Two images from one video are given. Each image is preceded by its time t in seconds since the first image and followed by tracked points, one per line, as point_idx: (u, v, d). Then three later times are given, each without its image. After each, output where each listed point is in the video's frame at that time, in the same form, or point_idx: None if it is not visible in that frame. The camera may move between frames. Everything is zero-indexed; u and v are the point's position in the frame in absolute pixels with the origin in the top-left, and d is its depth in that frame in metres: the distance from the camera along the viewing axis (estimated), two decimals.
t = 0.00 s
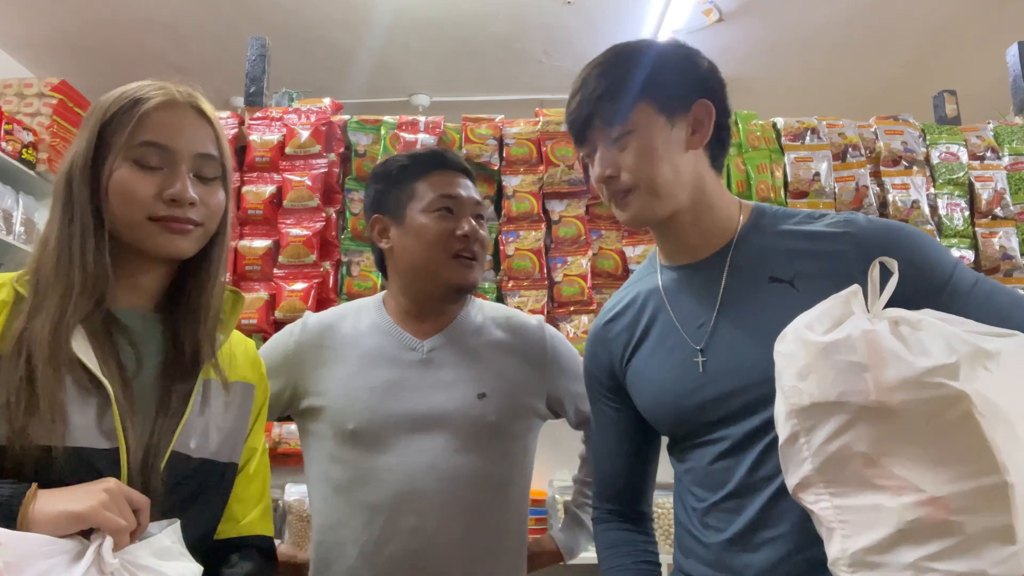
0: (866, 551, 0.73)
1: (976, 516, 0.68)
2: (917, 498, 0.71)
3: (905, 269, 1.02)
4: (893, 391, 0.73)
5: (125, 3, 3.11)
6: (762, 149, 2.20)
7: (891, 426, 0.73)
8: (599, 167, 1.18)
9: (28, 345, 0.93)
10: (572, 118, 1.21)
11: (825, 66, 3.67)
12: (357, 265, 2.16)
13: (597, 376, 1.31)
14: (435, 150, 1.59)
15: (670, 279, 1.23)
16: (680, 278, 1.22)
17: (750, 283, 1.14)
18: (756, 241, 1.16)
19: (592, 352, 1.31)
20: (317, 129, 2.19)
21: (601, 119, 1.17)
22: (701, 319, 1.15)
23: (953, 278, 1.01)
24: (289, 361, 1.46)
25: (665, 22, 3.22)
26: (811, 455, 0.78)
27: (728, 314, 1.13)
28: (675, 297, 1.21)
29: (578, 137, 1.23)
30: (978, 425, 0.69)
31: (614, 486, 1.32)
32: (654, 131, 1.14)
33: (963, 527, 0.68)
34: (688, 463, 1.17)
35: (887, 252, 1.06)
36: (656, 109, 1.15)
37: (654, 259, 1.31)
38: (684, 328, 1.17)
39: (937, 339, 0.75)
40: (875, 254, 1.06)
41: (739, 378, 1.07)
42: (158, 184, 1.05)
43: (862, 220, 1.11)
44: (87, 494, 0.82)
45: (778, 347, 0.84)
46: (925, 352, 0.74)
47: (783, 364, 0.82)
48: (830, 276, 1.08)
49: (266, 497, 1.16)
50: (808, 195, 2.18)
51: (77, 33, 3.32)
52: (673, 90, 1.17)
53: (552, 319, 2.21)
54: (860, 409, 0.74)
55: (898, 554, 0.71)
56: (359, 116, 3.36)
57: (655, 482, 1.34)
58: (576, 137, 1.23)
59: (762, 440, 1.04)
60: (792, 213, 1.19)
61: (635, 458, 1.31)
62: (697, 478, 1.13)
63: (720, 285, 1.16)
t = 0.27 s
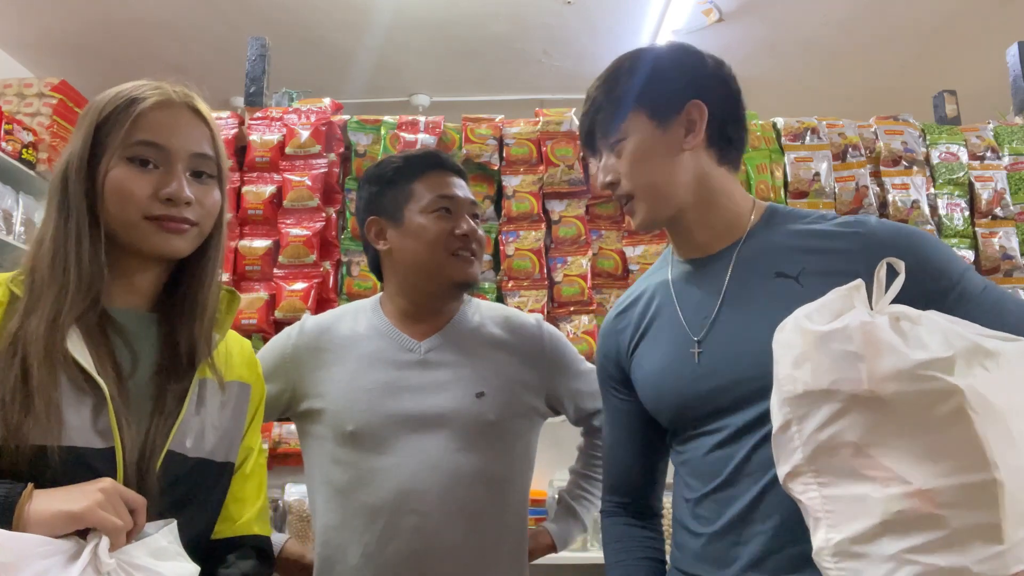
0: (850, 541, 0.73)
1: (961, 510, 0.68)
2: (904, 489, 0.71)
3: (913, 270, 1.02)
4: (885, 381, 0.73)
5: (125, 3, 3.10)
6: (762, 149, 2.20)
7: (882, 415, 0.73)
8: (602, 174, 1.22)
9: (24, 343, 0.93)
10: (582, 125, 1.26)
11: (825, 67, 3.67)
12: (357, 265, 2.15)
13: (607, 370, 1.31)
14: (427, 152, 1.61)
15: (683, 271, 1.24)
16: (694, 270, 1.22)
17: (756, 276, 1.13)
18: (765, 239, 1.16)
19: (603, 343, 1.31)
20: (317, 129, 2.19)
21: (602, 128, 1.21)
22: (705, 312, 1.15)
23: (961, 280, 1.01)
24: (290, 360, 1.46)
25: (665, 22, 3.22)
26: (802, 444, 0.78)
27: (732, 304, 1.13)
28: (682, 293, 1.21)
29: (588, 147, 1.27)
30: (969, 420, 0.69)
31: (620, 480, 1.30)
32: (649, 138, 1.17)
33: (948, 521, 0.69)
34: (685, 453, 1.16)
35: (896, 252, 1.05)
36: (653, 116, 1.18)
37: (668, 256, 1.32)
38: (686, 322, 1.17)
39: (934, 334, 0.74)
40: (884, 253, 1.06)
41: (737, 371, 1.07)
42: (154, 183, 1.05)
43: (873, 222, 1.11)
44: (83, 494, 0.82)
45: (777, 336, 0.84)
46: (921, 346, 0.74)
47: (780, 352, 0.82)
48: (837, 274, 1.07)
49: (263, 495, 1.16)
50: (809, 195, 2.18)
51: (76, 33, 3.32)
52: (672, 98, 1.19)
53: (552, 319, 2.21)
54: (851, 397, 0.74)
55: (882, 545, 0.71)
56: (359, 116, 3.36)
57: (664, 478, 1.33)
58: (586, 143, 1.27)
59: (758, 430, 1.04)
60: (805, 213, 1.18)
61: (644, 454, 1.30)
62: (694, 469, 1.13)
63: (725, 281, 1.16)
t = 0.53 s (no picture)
0: (835, 533, 0.73)
1: (945, 506, 0.68)
2: (888, 483, 0.70)
3: (914, 269, 1.02)
4: (871, 375, 0.73)
5: (125, 3, 3.10)
6: (763, 149, 2.20)
7: (870, 408, 0.73)
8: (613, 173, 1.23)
9: (25, 343, 0.93)
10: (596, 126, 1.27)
11: (826, 67, 3.67)
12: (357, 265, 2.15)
13: (613, 366, 1.32)
14: (415, 153, 1.57)
15: (687, 268, 1.24)
16: (698, 267, 1.22)
17: (758, 274, 1.13)
18: (769, 237, 1.16)
19: (610, 337, 1.32)
20: (317, 129, 2.19)
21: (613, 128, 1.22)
22: (705, 308, 1.15)
23: (963, 280, 1.01)
24: (291, 358, 1.46)
25: (666, 22, 3.22)
26: (791, 437, 0.78)
27: (734, 300, 1.13)
28: (684, 290, 1.21)
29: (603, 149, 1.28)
30: (954, 415, 0.70)
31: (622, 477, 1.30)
32: (659, 137, 1.17)
33: (930, 516, 0.68)
34: (682, 450, 1.16)
35: (899, 251, 1.05)
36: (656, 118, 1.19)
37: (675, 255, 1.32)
38: (688, 317, 1.17)
39: (926, 331, 0.74)
40: (888, 252, 1.06)
41: (736, 367, 1.07)
42: (156, 181, 1.05)
43: (877, 223, 1.11)
44: (86, 493, 0.82)
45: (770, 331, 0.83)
46: (911, 342, 0.74)
47: (772, 345, 0.82)
48: (840, 274, 1.07)
49: (267, 494, 1.16)
50: (809, 195, 2.17)
51: (76, 33, 3.32)
52: (682, 100, 1.19)
53: (552, 319, 2.20)
54: (839, 390, 0.75)
55: (865, 538, 0.71)
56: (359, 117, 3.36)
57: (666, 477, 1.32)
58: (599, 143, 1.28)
59: (755, 425, 1.04)
60: (810, 214, 1.18)
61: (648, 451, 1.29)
62: (689, 464, 1.13)
63: (726, 277, 1.16)
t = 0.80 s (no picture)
0: (834, 532, 0.73)
1: (943, 505, 0.68)
2: (886, 482, 0.70)
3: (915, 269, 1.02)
4: (869, 374, 0.73)
5: (125, 3, 3.10)
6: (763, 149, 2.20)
7: (869, 407, 0.73)
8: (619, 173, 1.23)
9: (29, 344, 0.93)
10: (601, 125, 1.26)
11: (826, 67, 3.67)
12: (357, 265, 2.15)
13: (616, 364, 1.32)
14: (428, 157, 1.55)
15: (689, 267, 1.25)
16: (698, 266, 1.22)
17: (760, 273, 1.13)
18: (770, 237, 1.16)
19: (612, 336, 1.32)
20: (317, 129, 2.19)
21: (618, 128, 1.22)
22: (707, 306, 1.15)
23: (964, 280, 1.00)
24: (291, 357, 1.46)
25: (666, 22, 3.22)
26: (791, 436, 0.78)
27: (734, 299, 1.13)
28: (685, 288, 1.21)
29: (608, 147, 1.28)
30: (952, 414, 0.69)
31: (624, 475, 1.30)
32: (666, 139, 1.17)
33: (927, 515, 0.68)
34: (683, 447, 1.16)
35: (901, 252, 1.05)
36: (660, 118, 1.19)
37: (676, 256, 1.32)
38: (689, 315, 1.17)
39: (925, 331, 0.74)
40: (889, 252, 1.06)
41: (737, 364, 1.07)
42: (163, 179, 1.05)
43: (879, 223, 1.11)
44: (91, 493, 0.82)
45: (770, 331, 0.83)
46: (910, 341, 0.74)
47: (771, 345, 0.82)
48: (840, 273, 1.07)
49: (271, 495, 1.16)
50: (809, 195, 2.17)
51: (76, 33, 3.32)
52: (690, 102, 1.19)
53: (552, 319, 2.20)
54: (837, 389, 0.75)
55: (863, 537, 0.71)
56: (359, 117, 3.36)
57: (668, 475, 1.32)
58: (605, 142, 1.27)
59: (756, 422, 1.04)
60: (812, 214, 1.18)
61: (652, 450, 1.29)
62: (689, 461, 1.13)
63: (728, 275, 1.16)
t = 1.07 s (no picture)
0: (839, 532, 0.73)
1: (948, 504, 0.68)
2: (890, 482, 0.70)
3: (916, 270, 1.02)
4: (873, 374, 0.73)
5: (125, 4, 3.11)
6: (763, 149, 2.20)
7: (873, 408, 0.73)
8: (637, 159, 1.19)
9: (30, 343, 0.93)
10: (614, 115, 1.24)
11: (826, 67, 3.67)
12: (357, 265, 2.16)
13: (616, 361, 1.32)
14: (427, 158, 1.55)
15: (691, 268, 1.24)
16: (698, 269, 1.23)
17: (762, 274, 1.13)
18: (771, 237, 1.16)
19: (613, 338, 1.32)
20: (317, 129, 2.19)
21: (642, 114, 1.20)
22: (709, 307, 1.15)
23: (965, 281, 1.01)
24: (292, 359, 1.46)
25: (666, 22, 3.22)
26: (795, 436, 0.78)
27: (737, 298, 1.13)
28: (687, 289, 1.21)
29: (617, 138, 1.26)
30: (956, 414, 0.69)
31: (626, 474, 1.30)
32: (692, 128, 1.17)
33: (932, 514, 0.68)
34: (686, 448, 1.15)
35: (901, 252, 1.05)
36: (683, 107, 1.18)
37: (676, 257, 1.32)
38: (692, 315, 1.17)
39: (928, 331, 0.74)
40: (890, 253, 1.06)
41: (739, 364, 1.07)
42: (168, 177, 1.06)
43: (880, 224, 1.11)
44: (92, 494, 0.82)
45: (773, 331, 0.83)
46: (914, 341, 0.74)
47: (774, 346, 0.82)
48: (843, 273, 1.07)
49: (272, 493, 1.16)
50: (809, 195, 2.17)
51: (76, 33, 3.32)
52: (713, 98, 1.21)
53: (552, 319, 2.20)
54: (841, 390, 0.75)
55: (867, 536, 0.71)
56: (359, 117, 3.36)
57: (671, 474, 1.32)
58: (615, 133, 1.25)
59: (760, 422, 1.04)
60: (812, 215, 1.18)
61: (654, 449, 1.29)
62: (692, 462, 1.13)
63: (732, 271, 1.17)
